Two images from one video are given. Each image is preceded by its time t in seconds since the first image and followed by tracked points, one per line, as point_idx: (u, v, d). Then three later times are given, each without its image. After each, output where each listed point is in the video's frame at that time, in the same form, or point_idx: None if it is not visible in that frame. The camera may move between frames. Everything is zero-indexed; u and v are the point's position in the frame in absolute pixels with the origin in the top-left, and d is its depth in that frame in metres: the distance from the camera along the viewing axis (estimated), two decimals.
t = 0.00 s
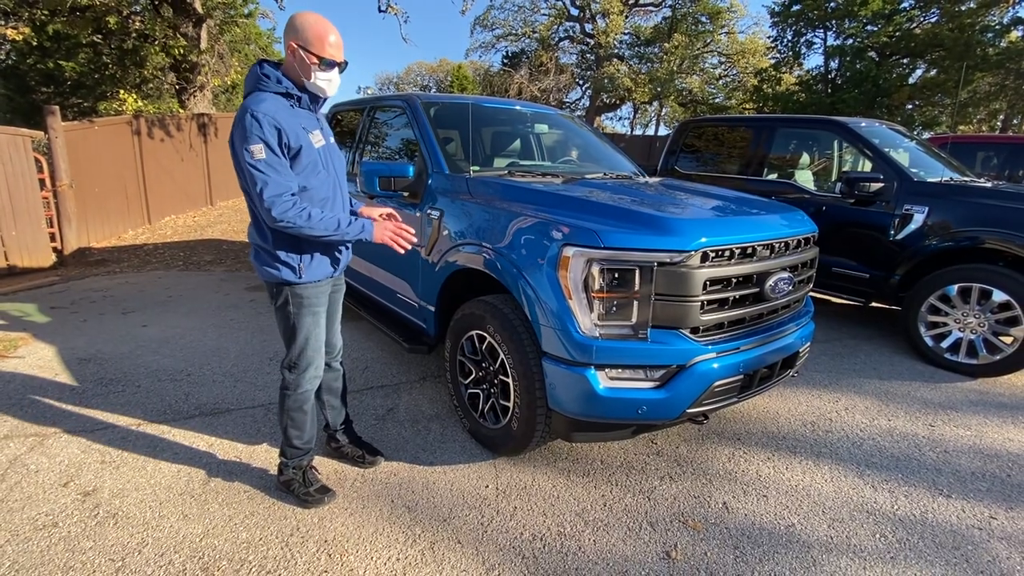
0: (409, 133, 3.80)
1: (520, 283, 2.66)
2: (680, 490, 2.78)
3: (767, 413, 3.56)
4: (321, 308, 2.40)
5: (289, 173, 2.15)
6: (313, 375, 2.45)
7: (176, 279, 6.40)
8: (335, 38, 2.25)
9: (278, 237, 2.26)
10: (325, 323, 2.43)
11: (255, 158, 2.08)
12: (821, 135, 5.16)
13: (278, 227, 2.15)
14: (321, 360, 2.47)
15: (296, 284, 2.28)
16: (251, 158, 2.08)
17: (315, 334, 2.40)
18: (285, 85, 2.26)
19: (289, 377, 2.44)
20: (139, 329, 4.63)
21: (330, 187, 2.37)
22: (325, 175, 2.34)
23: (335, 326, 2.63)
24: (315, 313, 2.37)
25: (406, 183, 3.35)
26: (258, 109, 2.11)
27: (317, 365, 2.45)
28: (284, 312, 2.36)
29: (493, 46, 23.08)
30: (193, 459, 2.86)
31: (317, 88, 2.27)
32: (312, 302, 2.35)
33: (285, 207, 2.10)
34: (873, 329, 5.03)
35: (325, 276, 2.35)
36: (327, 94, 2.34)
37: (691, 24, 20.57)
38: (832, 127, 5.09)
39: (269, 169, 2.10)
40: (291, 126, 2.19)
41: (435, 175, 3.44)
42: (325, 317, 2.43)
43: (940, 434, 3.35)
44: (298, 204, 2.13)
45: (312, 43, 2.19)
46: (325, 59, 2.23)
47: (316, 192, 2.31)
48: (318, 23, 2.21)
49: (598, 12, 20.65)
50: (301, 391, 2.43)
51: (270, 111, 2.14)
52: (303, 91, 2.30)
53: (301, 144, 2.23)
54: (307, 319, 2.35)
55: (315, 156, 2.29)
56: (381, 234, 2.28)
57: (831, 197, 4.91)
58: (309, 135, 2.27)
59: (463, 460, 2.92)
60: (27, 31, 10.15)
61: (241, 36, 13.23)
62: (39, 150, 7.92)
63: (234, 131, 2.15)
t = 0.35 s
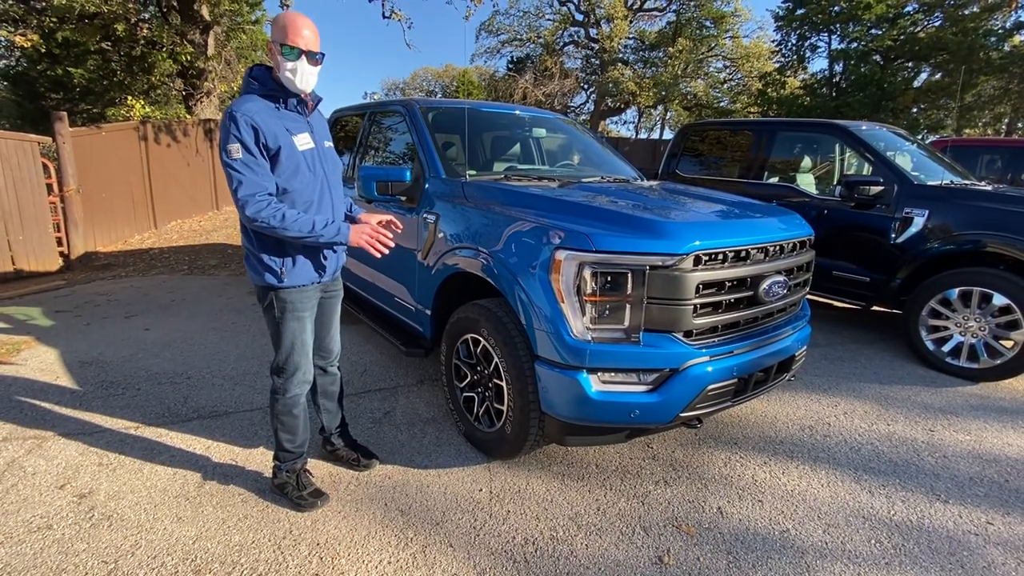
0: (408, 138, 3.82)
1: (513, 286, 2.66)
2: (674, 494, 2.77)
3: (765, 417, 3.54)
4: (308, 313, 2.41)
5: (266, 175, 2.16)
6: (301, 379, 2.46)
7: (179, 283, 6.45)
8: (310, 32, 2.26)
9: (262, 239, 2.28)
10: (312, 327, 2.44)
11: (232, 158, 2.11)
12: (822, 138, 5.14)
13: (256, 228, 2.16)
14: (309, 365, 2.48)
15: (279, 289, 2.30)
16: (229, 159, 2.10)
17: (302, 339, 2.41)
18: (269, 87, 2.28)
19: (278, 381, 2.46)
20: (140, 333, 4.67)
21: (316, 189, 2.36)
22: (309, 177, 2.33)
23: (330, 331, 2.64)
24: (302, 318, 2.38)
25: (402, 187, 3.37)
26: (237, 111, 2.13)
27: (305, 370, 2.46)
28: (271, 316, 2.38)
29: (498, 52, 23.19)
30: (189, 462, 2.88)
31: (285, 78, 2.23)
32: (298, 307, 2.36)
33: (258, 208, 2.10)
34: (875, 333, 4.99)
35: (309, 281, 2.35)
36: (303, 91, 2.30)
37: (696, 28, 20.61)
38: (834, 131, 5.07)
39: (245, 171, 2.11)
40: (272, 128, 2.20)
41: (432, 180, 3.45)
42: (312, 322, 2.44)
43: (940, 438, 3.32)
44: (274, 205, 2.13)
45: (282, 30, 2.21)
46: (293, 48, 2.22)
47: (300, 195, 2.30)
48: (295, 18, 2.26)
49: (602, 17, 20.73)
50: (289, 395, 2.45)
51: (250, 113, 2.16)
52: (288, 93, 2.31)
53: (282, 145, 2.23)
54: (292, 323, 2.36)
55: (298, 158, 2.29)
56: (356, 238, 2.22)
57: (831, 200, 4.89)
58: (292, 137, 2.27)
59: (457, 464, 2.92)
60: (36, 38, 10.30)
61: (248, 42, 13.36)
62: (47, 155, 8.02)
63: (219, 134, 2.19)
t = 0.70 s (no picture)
0: (408, 145, 3.85)
1: (510, 292, 2.68)
2: (671, 499, 2.77)
3: (763, 422, 3.54)
4: (302, 319, 2.43)
5: (255, 181, 2.20)
6: (297, 385, 2.49)
7: (184, 289, 6.51)
8: (303, 40, 2.30)
9: (255, 246, 2.32)
10: (306, 334, 2.46)
11: (222, 165, 2.16)
12: (822, 143, 5.15)
13: (246, 233, 2.20)
14: (304, 371, 2.50)
15: (271, 295, 2.32)
16: (220, 165, 2.16)
17: (296, 345, 2.44)
18: (264, 95, 2.33)
19: (274, 387, 2.48)
20: (144, 339, 4.72)
21: (309, 196, 2.39)
22: (301, 184, 2.36)
23: (331, 337, 2.66)
24: (295, 324, 2.41)
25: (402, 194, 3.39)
26: (229, 119, 2.18)
27: (300, 377, 2.48)
28: (267, 322, 2.41)
29: (502, 59, 23.36)
30: (189, 466, 2.90)
31: (278, 85, 2.27)
32: (291, 313, 2.38)
33: (246, 213, 2.14)
34: (876, 338, 4.97)
35: (301, 287, 2.37)
36: (297, 96, 2.32)
37: (698, 34, 20.70)
38: (834, 136, 5.08)
39: (235, 177, 2.16)
40: (263, 135, 2.24)
41: (432, 186, 3.49)
42: (307, 328, 2.47)
43: (939, 443, 3.31)
44: (262, 210, 2.16)
45: (276, 38, 2.26)
46: (286, 55, 2.26)
47: (291, 201, 2.33)
48: (289, 27, 2.30)
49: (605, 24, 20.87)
50: (285, 401, 2.47)
51: (242, 121, 2.21)
52: (282, 101, 2.35)
53: (273, 151, 2.26)
54: (285, 329, 2.39)
55: (290, 164, 2.32)
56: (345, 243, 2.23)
57: (831, 205, 4.90)
58: (284, 144, 2.30)
59: (455, 468, 2.94)
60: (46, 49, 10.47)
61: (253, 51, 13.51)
62: (55, 163, 8.13)
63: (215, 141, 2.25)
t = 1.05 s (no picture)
0: (406, 152, 3.87)
1: (507, 298, 2.69)
2: (669, 504, 2.77)
3: (761, 426, 3.54)
4: (300, 327, 2.44)
5: (252, 190, 2.21)
6: (294, 393, 2.49)
7: (182, 297, 6.51)
8: (299, 46, 2.32)
9: (253, 254, 2.33)
10: (304, 341, 2.47)
11: (220, 175, 2.17)
12: (818, 148, 5.17)
13: (244, 242, 2.21)
14: (302, 378, 2.50)
15: (268, 304, 2.33)
16: (216, 175, 2.17)
17: (294, 353, 2.44)
18: (261, 104, 2.34)
19: (271, 394, 2.49)
20: (142, 346, 4.73)
21: (306, 204, 2.40)
22: (298, 192, 2.37)
23: (329, 344, 2.67)
24: (293, 331, 2.41)
25: (400, 201, 3.40)
26: (225, 128, 2.20)
27: (297, 384, 2.49)
28: (264, 329, 2.42)
29: (500, 67, 23.50)
30: (186, 474, 2.90)
31: (278, 93, 2.30)
32: (289, 320, 2.39)
33: (243, 222, 2.15)
34: (875, 342, 4.97)
35: (300, 295, 2.38)
36: (295, 102, 2.35)
37: (695, 41, 20.85)
38: (829, 141, 5.10)
39: (232, 187, 2.17)
40: (260, 144, 2.25)
41: (429, 193, 3.50)
42: (305, 336, 2.47)
43: (938, 446, 3.31)
44: (259, 220, 2.18)
45: (272, 47, 2.27)
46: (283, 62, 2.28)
47: (288, 210, 2.34)
48: (283, 34, 2.32)
49: (603, 31, 21.01)
50: (282, 408, 2.47)
51: (238, 130, 2.22)
52: (279, 108, 2.37)
53: (269, 160, 2.28)
54: (283, 337, 2.39)
55: (287, 173, 2.33)
56: (343, 250, 2.25)
57: (828, 210, 4.91)
58: (280, 152, 2.31)
59: (453, 474, 2.94)
60: (47, 59, 10.55)
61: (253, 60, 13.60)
62: (55, 172, 8.17)
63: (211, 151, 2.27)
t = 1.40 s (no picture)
0: (401, 158, 3.88)
1: (503, 304, 2.69)
2: (667, 508, 2.76)
3: (758, 430, 3.54)
4: (298, 335, 2.43)
5: (248, 197, 2.21)
6: (291, 402, 2.48)
7: (177, 305, 6.48)
8: (292, 55, 2.31)
9: (250, 262, 2.32)
10: (303, 350, 2.46)
11: (216, 182, 2.17)
12: (811, 153, 5.20)
13: (240, 250, 2.21)
14: (300, 387, 2.49)
15: (266, 312, 2.32)
16: (212, 183, 2.17)
17: (292, 362, 2.43)
18: (256, 111, 2.34)
19: (269, 403, 2.48)
20: (136, 355, 4.70)
21: (304, 211, 2.40)
22: (295, 199, 2.37)
23: (329, 352, 2.66)
24: (291, 340, 2.40)
25: (395, 208, 3.40)
26: (221, 136, 2.20)
27: (295, 393, 2.48)
28: (262, 338, 2.41)
29: (494, 73, 23.60)
30: (181, 483, 2.88)
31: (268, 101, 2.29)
32: (288, 329, 2.38)
33: (240, 229, 2.15)
34: (869, 345, 4.99)
35: (298, 303, 2.37)
36: (285, 111, 2.34)
37: (688, 47, 21.01)
38: (821, 145, 5.13)
39: (228, 195, 2.17)
40: (256, 152, 2.25)
41: (424, 199, 3.50)
42: (304, 344, 2.47)
43: (934, 448, 3.32)
44: (256, 227, 2.17)
45: (264, 56, 2.27)
46: (275, 70, 2.28)
47: (286, 217, 2.34)
48: (277, 42, 2.32)
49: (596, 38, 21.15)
50: (279, 417, 2.46)
51: (234, 138, 2.22)
52: (275, 115, 2.37)
53: (265, 167, 2.28)
54: (280, 346, 2.38)
55: (284, 180, 2.33)
56: (342, 257, 2.24)
57: (821, 213, 4.94)
58: (276, 160, 2.31)
59: (451, 481, 2.93)
60: (40, 67, 10.53)
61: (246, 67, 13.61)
62: (48, 181, 8.13)
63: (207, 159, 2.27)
